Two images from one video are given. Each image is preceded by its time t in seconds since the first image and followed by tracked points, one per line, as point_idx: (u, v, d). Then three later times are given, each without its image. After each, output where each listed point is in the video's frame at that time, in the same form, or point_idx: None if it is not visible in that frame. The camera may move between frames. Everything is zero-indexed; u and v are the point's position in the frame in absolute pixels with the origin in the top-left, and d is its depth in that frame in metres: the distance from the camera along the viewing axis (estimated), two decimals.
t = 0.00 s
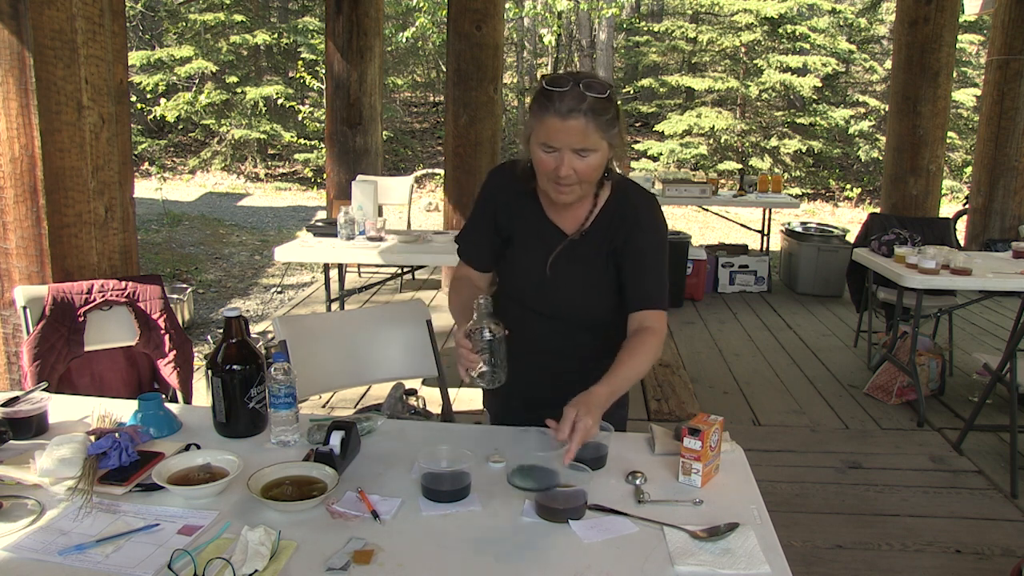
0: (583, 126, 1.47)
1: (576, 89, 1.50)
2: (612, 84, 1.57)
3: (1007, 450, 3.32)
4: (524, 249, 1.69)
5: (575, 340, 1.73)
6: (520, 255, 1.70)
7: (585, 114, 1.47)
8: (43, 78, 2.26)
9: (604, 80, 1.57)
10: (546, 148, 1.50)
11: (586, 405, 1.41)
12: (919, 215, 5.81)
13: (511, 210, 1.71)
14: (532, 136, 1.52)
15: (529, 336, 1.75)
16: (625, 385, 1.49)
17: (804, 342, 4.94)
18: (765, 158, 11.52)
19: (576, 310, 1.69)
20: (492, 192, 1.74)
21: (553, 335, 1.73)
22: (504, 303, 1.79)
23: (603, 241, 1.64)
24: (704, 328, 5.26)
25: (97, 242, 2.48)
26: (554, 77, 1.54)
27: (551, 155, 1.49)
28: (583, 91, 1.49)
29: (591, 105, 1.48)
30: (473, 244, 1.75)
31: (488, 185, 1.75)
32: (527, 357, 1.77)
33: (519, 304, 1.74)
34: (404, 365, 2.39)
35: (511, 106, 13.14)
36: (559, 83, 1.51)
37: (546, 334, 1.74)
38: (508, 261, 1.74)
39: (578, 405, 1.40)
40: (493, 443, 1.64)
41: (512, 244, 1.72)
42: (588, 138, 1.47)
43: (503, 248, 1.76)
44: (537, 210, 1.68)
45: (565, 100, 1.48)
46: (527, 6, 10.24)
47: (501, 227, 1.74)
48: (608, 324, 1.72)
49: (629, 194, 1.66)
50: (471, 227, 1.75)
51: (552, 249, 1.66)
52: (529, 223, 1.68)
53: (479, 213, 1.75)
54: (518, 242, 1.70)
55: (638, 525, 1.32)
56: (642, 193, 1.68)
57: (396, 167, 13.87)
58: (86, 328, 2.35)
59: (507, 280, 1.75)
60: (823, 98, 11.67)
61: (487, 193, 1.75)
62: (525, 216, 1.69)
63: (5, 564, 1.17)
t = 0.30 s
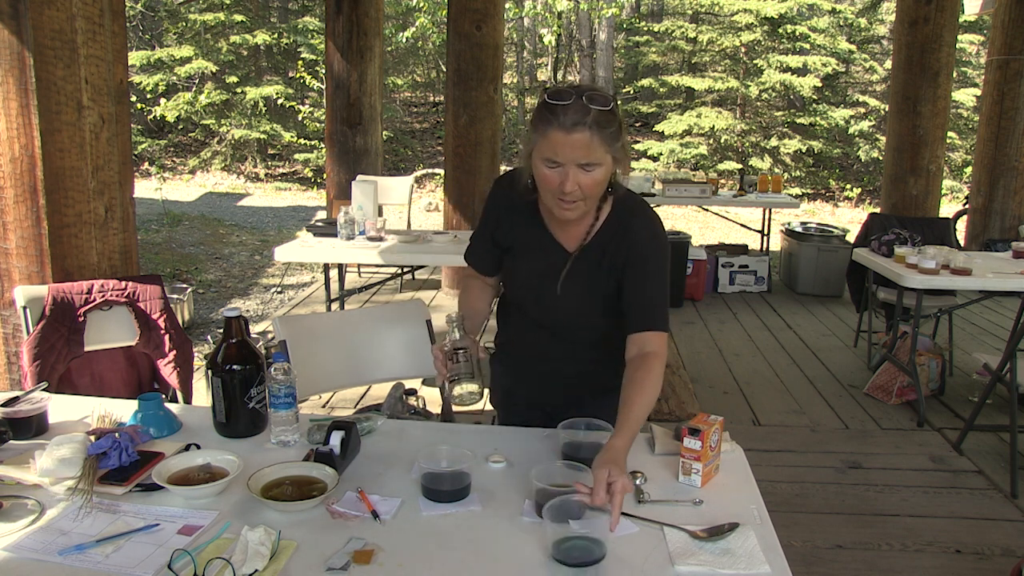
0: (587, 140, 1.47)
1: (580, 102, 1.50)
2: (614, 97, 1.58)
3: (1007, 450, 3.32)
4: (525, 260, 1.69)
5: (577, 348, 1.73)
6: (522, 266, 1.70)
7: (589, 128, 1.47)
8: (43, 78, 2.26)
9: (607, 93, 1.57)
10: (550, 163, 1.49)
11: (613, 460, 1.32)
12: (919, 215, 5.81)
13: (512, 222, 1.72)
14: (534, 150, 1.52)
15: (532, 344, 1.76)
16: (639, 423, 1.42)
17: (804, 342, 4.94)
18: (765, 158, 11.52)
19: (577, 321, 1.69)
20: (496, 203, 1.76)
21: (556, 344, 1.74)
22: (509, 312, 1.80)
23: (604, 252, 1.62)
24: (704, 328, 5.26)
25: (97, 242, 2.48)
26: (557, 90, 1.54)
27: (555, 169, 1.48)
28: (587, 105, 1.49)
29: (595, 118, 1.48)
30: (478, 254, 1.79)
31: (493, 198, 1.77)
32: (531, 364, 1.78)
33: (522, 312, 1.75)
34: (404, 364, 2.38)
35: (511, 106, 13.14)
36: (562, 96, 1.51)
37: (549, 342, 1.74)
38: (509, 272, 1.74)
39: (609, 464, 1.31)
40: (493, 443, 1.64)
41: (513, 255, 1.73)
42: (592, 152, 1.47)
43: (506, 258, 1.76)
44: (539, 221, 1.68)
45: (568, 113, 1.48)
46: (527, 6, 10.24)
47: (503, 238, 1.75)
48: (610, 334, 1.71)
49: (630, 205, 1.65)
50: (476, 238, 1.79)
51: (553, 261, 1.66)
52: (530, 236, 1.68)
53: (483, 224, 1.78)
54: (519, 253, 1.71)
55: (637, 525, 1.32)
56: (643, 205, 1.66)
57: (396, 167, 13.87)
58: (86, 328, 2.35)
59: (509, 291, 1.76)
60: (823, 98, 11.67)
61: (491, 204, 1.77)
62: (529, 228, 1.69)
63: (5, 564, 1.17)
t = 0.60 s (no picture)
0: (586, 151, 1.46)
1: (580, 112, 1.49)
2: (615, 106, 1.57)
3: (1007, 450, 3.32)
4: (525, 266, 1.69)
5: (578, 353, 1.74)
6: (522, 271, 1.70)
7: (588, 138, 1.46)
8: (43, 78, 2.26)
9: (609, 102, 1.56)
10: (548, 172, 1.49)
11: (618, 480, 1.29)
12: (919, 215, 5.81)
13: (514, 227, 1.72)
14: (534, 159, 1.52)
15: (534, 347, 1.77)
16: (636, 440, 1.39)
17: (804, 342, 4.94)
18: (765, 158, 11.52)
19: (577, 325, 1.68)
20: (499, 208, 1.77)
21: (558, 347, 1.74)
22: (512, 317, 1.81)
23: (603, 257, 1.61)
24: (704, 328, 5.26)
25: (97, 242, 2.48)
26: (558, 99, 1.53)
27: (553, 180, 1.49)
28: (586, 115, 1.48)
29: (594, 129, 1.47)
30: (483, 257, 1.80)
31: (497, 203, 1.78)
32: (533, 366, 1.79)
33: (523, 316, 1.76)
34: (404, 364, 2.39)
35: (511, 106, 13.14)
36: (562, 106, 1.51)
37: (549, 345, 1.75)
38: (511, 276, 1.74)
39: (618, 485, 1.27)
40: (492, 443, 1.64)
41: (514, 260, 1.73)
42: (591, 163, 1.47)
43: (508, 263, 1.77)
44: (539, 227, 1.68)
45: (567, 123, 1.47)
46: (527, 6, 10.24)
47: (505, 243, 1.75)
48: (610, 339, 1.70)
49: (631, 210, 1.63)
50: (480, 242, 1.81)
51: (552, 267, 1.65)
52: (531, 241, 1.68)
53: (487, 229, 1.79)
54: (519, 258, 1.71)
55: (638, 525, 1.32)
56: (644, 211, 1.64)
57: (396, 167, 13.86)
58: (86, 328, 2.35)
59: (511, 294, 1.77)
60: (823, 98, 11.67)
61: (494, 209, 1.78)
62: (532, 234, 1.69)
63: (5, 564, 1.17)
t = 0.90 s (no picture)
0: (580, 141, 1.47)
1: (571, 102, 1.49)
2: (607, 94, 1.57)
3: (1007, 450, 3.32)
4: (525, 261, 1.69)
5: (578, 350, 1.74)
6: (522, 267, 1.70)
7: (582, 128, 1.47)
8: (43, 78, 2.26)
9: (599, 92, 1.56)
10: (543, 163, 1.50)
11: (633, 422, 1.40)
12: (919, 215, 5.81)
13: (508, 224, 1.72)
14: (529, 150, 1.53)
15: (534, 343, 1.77)
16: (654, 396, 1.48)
17: (804, 342, 4.94)
18: (765, 158, 11.52)
19: (578, 318, 1.68)
20: (493, 207, 1.76)
21: (557, 343, 1.74)
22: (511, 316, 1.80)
23: (603, 246, 1.62)
24: (703, 328, 5.26)
25: (97, 242, 2.48)
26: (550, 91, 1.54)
27: (548, 170, 1.50)
28: (578, 104, 1.49)
29: (586, 119, 1.48)
30: (479, 258, 1.79)
31: (491, 201, 1.77)
32: (533, 364, 1.79)
33: (522, 312, 1.75)
34: (404, 364, 2.39)
35: (511, 106, 13.14)
36: (553, 96, 1.51)
37: (549, 341, 1.74)
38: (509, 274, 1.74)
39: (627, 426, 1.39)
40: (492, 443, 1.64)
41: (511, 257, 1.72)
42: (585, 152, 1.48)
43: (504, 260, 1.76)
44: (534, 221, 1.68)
45: (560, 114, 1.48)
46: (527, 6, 10.24)
47: (500, 241, 1.74)
48: (612, 330, 1.70)
49: (630, 201, 1.65)
50: (477, 241, 1.80)
51: (552, 260, 1.66)
52: (527, 236, 1.68)
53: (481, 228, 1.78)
54: (518, 254, 1.71)
55: (638, 524, 1.32)
56: (639, 198, 1.66)
57: (396, 167, 13.87)
58: (86, 328, 2.35)
59: (509, 291, 1.76)
60: (823, 98, 11.67)
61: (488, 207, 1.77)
62: (530, 231, 1.68)
63: (5, 564, 1.17)
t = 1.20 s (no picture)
0: (552, 138, 1.48)
1: (548, 96, 1.50)
2: (585, 83, 1.57)
3: (1007, 450, 3.32)
4: (527, 253, 1.68)
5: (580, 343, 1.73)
6: (523, 258, 1.68)
7: (553, 128, 1.48)
8: (43, 78, 2.26)
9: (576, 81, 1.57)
10: (526, 155, 1.52)
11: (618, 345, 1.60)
12: (919, 215, 5.81)
13: (501, 218, 1.70)
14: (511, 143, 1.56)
15: (537, 335, 1.74)
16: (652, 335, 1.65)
17: (804, 342, 4.94)
18: (765, 158, 11.52)
19: (588, 300, 1.68)
20: (480, 205, 1.73)
21: (564, 331, 1.73)
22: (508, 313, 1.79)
23: (607, 223, 1.65)
24: (703, 328, 5.26)
25: (97, 242, 2.48)
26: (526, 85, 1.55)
27: (529, 162, 1.53)
28: (555, 97, 1.49)
29: (559, 116, 1.48)
30: (471, 260, 1.76)
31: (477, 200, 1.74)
32: (538, 359, 1.77)
33: (524, 304, 1.73)
34: (403, 364, 2.39)
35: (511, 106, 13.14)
36: (530, 93, 1.51)
37: (555, 329, 1.72)
38: (508, 269, 1.72)
39: (608, 342, 1.59)
40: (492, 443, 1.64)
41: (509, 249, 1.71)
42: (560, 148, 1.50)
43: (499, 256, 1.74)
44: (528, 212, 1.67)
45: (537, 110, 1.48)
46: (527, 6, 10.24)
47: (494, 236, 1.72)
48: (622, 310, 1.71)
49: (629, 185, 1.68)
50: (468, 241, 1.76)
51: (555, 246, 1.66)
52: (524, 227, 1.67)
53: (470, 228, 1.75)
54: (517, 246, 1.69)
55: (638, 524, 1.32)
56: (630, 173, 1.70)
57: (396, 167, 13.87)
58: (86, 328, 2.35)
59: (508, 286, 1.74)
60: (823, 98, 11.67)
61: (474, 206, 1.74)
62: (526, 224, 1.67)
63: (5, 564, 1.17)
